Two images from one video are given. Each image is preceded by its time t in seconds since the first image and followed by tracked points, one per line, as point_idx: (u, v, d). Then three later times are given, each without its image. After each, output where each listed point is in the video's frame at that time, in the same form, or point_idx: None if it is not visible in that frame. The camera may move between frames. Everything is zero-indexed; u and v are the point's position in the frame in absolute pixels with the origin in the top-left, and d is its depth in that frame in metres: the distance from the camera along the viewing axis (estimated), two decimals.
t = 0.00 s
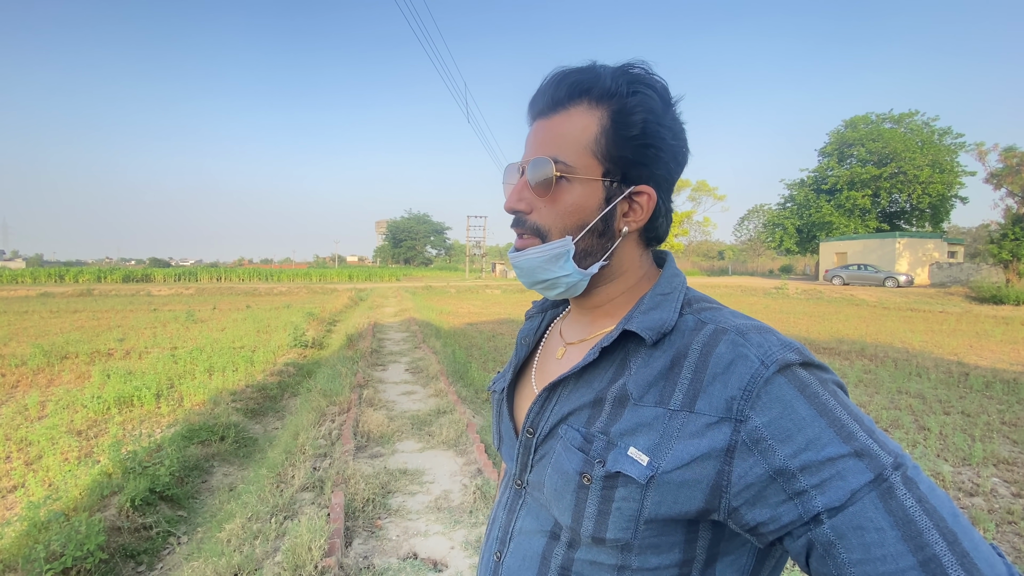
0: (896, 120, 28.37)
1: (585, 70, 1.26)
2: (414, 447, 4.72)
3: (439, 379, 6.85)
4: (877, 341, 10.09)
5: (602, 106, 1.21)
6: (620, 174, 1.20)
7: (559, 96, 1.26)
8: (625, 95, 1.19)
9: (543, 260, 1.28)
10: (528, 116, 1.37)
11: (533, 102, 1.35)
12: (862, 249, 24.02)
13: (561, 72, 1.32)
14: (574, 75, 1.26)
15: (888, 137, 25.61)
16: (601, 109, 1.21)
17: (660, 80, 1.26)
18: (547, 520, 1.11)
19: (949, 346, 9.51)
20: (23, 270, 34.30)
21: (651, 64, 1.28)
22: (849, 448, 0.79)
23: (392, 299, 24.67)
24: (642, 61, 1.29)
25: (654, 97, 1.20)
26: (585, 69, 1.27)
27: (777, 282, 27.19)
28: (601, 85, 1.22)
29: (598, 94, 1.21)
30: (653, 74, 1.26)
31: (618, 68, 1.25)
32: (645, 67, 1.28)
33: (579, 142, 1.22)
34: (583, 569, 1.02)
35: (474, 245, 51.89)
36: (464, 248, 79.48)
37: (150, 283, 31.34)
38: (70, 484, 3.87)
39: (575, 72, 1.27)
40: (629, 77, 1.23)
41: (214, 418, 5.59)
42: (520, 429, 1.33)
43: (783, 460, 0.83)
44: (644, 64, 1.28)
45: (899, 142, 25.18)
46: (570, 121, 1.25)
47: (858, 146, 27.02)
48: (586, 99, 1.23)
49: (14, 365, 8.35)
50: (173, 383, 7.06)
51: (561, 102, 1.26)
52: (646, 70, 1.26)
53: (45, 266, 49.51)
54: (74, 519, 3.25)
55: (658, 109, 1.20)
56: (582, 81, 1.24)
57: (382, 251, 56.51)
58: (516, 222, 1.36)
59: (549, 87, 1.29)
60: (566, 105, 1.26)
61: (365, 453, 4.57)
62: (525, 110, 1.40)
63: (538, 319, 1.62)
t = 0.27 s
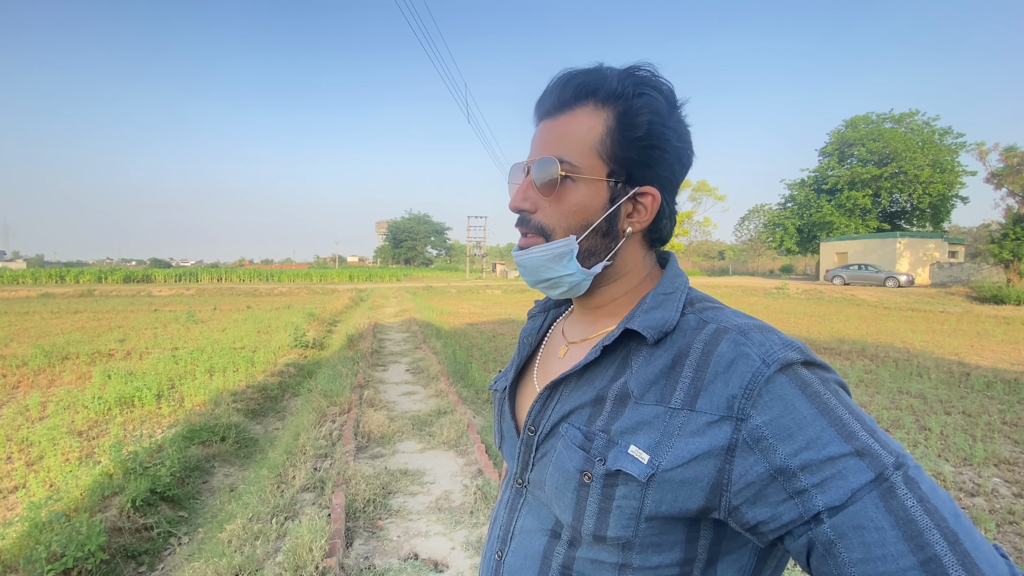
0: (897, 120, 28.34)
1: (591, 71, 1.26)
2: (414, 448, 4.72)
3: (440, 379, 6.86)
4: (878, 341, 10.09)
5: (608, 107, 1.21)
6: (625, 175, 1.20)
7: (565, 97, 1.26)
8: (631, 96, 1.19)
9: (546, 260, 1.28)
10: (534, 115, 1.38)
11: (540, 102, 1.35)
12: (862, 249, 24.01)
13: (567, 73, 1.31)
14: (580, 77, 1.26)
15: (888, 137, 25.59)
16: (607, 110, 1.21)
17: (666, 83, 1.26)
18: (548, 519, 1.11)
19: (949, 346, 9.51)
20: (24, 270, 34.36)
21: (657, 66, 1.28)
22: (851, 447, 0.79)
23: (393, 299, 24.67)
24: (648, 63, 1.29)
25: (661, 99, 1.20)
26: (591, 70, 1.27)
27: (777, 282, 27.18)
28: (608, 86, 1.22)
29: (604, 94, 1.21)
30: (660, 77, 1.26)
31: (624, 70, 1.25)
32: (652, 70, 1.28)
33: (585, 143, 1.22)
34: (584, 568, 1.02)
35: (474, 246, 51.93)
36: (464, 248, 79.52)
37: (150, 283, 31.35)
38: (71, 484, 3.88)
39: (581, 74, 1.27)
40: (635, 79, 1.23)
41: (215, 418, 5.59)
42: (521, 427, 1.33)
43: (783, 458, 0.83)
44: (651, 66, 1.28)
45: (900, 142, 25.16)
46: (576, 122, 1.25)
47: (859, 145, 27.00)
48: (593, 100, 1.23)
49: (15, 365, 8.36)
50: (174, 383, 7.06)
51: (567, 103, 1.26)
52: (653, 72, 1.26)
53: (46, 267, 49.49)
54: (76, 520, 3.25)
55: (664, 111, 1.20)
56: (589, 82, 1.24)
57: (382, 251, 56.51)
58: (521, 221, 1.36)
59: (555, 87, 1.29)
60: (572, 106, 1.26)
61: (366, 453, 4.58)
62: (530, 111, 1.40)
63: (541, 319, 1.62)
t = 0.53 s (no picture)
0: (898, 120, 28.31)
1: (593, 73, 1.26)
2: (415, 448, 4.73)
3: (441, 380, 6.86)
4: (879, 341, 10.08)
5: (609, 109, 1.21)
6: (626, 176, 1.20)
7: (567, 99, 1.26)
8: (632, 98, 1.19)
9: (548, 260, 1.28)
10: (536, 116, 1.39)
11: (542, 104, 1.35)
12: (863, 249, 24.00)
13: (569, 74, 1.32)
14: (582, 78, 1.26)
15: (889, 137, 25.57)
16: (608, 111, 1.21)
17: (667, 85, 1.26)
18: (548, 517, 1.12)
19: (951, 346, 9.51)
20: (25, 271, 34.42)
21: (658, 68, 1.28)
22: (851, 447, 0.79)
23: (394, 299, 24.67)
24: (650, 65, 1.29)
25: (662, 100, 1.20)
26: (593, 72, 1.27)
27: (778, 282, 27.15)
28: (609, 87, 1.22)
29: (606, 96, 1.22)
30: (661, 79, 1.26)
31: (626, 71, 1.25)
32: (653, 71, 1.28)
33: (587, 144, 1.22)
34: (584, 566, 1.02)
35: (475, 246, 51.96)
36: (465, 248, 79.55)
37: (151, 284, 31.35)
38: (72, 485, 3.88)
39: (583, 75, 1.27)
40: (636, 80, 1.23)
41: (216, 419, 5.59)
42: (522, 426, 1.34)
43: (783, 458, 0.83)
44: (652, 68, 1.29)
45: (901, 142, 25.14)
46: (578, 123, 1.25)
47: (859, 145, 26.98)
48: (594, 101, 1.23)
49: (17, 366, 8.37)
50: (175, 384, 7.06)
51: (569, 104, 1.26)
52: (654, 74, 1.26)
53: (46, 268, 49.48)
54: (77, 521, 3.25)
55: (665, 112, 1.20)
56: (590, 84, 1.24)
57: (383, 252, 56.51)
58: (523, 223, 1.37)
59: (557, 89, 1.29)
60: (574, 108, 1.26)
61: (367, 454, 4.58)
62: (532, 112, 1.40)
63: (542, 319, 1.63)
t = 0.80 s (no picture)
0: (899, 119, 28.29)
1: (591, 72, 1.26)
2: (416, 448, 4.73)
3: (442, 380, 6.87)
4: (880, 341, 10.07)
5: (608, 109, 1.21)
6: (625, 176, 1.20)
7: (565, 99, 1.26)
8: (630, 98, 1.19)
9: (547, 261, 1.28)
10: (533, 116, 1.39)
11: (540, 104, 1.35)
12: (864, 248, 23.97)
13: (568, 74, 1.31)
14: (580, 78, 1.26)
15: (890, 137, 25.54)
16: (607, 111, 1.21)
17: (665, 85, 1.26)
18: (547, 520, 1.11)
19: (952, 346, 9.49)
20: (27, 272, 34.49)
21: (656, 68, 1.28)
22: (850, 449, 0.79)
23: (394, 300, 24.68)
24: (648, 65, 1.29)
25: (660, 100, 1.20)
26: (591, 72, 1.27)
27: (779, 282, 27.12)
28: (607, 87, 1.22)
29: (604, 96, 1.21)
30: (659, 79, 1.25)
31: (624, 71, 1.25)
32: (651, 71, 1.28)
33: (586, 144, 1.22)
34: (583, 568, 1.02)
35: (475, 246, 51.97)
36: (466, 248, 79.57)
37: (152, 285, 31.38)
38: (73, 486, 3.88)
39: (581, 76, 1.27)
40: (635, 80, 1.23)
41: (217, 419, 5.59)
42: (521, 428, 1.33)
43: (783, 460, 0.83)
44: (650, 67, 1.28)
45: (902, 141, 25.11)
46: (576, 124, 1.24)
47: (860, 145, 26.96)
48: (593, 101, 1.23)
49: (18, 367, 8.38)
50: (176, 384, 7.07)
51: (567, 104, 1.26)
52: (651, 74, 1.26)
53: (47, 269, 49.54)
54: (78, 521, 3.25)
55: (664, 112, 1.19)
56: (589, 84, 1.23)
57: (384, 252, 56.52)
58: (522, 223, 1.37)
59: (556, 89, 1.28)
60: (573, 108, 1.25)
61: (367, 454, 4.58)
62: (530, 113, 1.39)
63: (541, 320, 1.63)
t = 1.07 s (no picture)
0: (900, 118, 28.27)
1: (590, 72, 1.26)
2: (417, 449, 4.73)
3: (443, 380, 6.88)
4: (881, 341, 10.07)
5: (606, 109, 1.21)
6: (623, 177, 1.20)
7: (564, 98, 1.26)
8: (629, 99, 1.19)
9: (546, 260, 1.28)
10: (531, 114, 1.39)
11: (538, 103, 1.35)
12: (865, 248, 23.95)
13: (567, 73, 1.31)
14: (579, 79, 1.26)
15: (891, 136, 25.53)
16: (605, 111, 1.21)
17: (663, 85, 1.26)
18: (546, 520, 1.12)
19: (953, 346, 9.49)
20: (28, 273, 34.51)
21: (654, 68, 1.28)
22: (847, 448, 0.79)
23: (395, 301, 24.69)
24: (646, 65, 1.29)
25: (659, 101, 1.20)
26: (590, 72, 1.27)
27: (780, 281, 27.10)
28: (606, 88, 1.22)
29: (603, 96, 1.22)
30: (657, 79, 1.26)
31: (622, 71, 1.25)
32: (649, 71, 1.28)
33: (584, 145, 1.22)
34: (582, 568, 1.02)
35: (476, 246, 51.98)
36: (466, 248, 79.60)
37: (153, 286, 31.40)
38: (74, 486, 3.88)
39: (580, 75, 1.27)
40: (633, 81, 1.23)
41: (217, 420, 5.60)
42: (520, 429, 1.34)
43: (781, 460, 0.83)
44: (648, 67, 1.29)
45: (902, 141, 25.10)
46: (575, 124, 1.25)
47: (861, 145, 26.95)
48: (591, 101, 1.23)
49: (19, 367, 8.39)
50: (177, 385, 7.08)
51: (566, 104, 1.26)
52: (650, 74, 1.27)
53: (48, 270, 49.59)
54: (79, 522, 3.26)
55: (662, 113, 1.20)
56: (587, 83, 1.24)
57: (384, 253, 56.55)
58: (519, 224, 1.36)
59: (554, 89, 1.29)
60: (571, 107, 1.26)
61: (368, 455, 4.59)
62: (529, 112, 1.40)
63: (539, 320, 1.63)
